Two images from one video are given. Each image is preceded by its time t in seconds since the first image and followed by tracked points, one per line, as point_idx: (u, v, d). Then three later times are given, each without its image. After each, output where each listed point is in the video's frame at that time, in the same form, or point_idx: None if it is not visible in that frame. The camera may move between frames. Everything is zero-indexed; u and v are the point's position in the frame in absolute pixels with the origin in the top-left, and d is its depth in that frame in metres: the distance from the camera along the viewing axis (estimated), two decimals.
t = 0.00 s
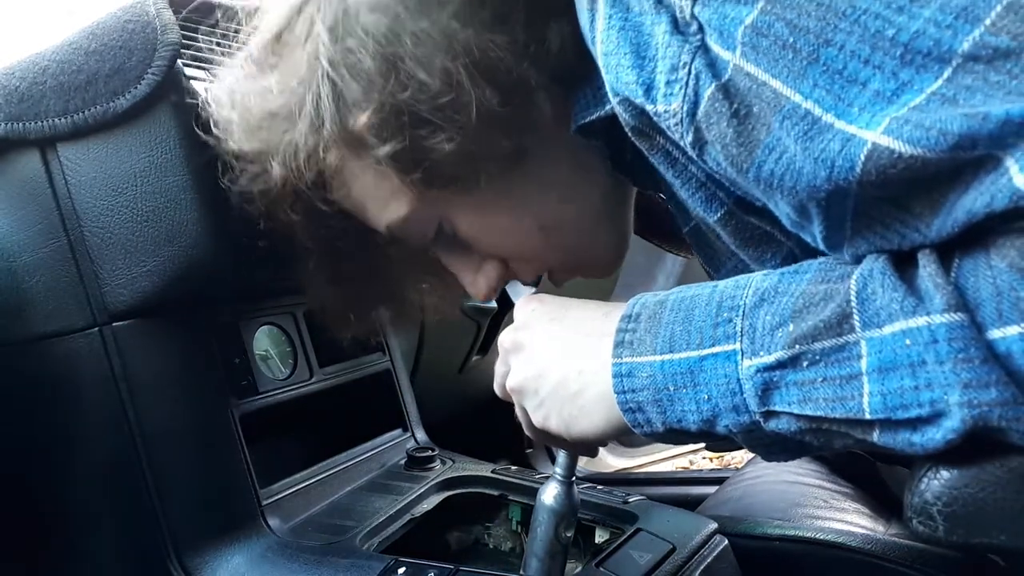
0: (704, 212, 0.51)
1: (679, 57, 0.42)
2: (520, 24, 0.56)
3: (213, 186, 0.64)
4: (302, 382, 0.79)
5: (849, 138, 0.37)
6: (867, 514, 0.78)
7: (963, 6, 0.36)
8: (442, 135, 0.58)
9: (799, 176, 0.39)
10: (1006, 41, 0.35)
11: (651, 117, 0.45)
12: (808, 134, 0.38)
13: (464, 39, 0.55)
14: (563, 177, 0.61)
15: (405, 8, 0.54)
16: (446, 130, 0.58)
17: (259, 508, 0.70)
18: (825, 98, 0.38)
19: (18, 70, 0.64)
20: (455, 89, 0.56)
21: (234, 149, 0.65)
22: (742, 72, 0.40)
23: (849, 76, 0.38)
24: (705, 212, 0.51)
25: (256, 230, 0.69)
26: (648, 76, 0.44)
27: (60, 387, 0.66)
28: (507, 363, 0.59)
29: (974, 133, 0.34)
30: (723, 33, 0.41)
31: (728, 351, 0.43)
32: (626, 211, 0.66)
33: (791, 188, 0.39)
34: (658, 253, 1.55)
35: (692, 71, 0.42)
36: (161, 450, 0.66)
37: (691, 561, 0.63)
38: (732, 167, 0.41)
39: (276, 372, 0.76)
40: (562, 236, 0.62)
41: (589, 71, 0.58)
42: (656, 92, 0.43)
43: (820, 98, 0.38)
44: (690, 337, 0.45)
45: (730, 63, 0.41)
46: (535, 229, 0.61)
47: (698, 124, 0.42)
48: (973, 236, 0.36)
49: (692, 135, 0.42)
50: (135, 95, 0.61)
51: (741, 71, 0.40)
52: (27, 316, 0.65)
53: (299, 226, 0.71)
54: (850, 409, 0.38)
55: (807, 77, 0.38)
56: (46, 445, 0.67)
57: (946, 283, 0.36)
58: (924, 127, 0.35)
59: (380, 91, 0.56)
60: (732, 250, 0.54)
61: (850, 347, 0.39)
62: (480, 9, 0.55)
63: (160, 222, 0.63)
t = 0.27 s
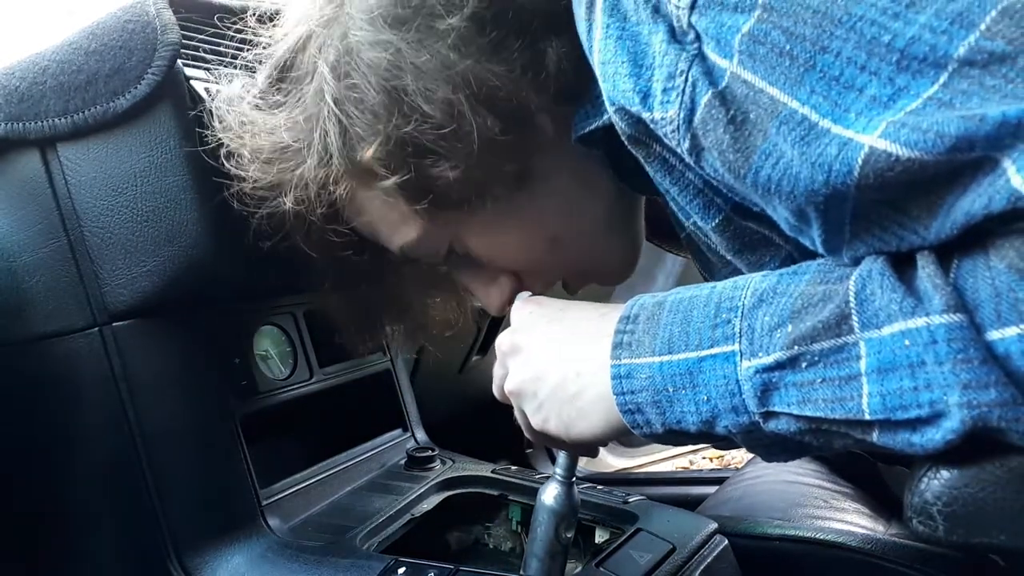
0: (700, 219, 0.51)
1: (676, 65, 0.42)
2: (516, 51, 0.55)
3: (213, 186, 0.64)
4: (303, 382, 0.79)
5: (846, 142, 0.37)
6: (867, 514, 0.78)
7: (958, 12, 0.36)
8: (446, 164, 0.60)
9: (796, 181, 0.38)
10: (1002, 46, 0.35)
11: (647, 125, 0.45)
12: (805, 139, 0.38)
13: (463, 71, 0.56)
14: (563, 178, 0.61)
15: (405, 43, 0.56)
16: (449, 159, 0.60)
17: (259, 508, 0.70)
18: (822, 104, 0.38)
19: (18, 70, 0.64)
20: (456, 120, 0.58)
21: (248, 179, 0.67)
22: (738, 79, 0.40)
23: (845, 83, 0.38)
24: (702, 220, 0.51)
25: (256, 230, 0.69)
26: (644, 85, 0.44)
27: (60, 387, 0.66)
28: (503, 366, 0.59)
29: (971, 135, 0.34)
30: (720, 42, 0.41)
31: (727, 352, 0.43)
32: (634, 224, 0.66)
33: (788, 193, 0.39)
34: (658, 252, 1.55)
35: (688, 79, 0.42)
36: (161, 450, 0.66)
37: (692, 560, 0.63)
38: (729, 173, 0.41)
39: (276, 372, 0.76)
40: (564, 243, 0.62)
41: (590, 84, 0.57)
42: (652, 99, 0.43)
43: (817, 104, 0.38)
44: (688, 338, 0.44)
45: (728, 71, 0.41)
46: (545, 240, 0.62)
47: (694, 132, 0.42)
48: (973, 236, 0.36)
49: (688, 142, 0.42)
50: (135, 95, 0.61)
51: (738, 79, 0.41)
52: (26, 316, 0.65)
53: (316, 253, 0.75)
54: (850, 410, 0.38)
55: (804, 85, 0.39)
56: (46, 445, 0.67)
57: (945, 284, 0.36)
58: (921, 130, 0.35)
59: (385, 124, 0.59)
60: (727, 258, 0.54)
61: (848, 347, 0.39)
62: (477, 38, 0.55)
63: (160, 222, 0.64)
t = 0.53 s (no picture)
0: (700, 221, 0.51)
1: (674, 67, 0.42)
2: (510, 46, 0.57)
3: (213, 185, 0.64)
4: (302, 382, 0.79)
5: (847, 142, 0.37)
6: (867, 514, 0.78)
7: (958, 12, 0.36)
8: (435, 156, 0.59)
9: (796, 182, 0.38)
10: (1003, 46, 0.35)
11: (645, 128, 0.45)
12: (805, 140, 0.38)
13: (455, 63, 0.56)
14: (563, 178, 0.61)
15: (398, 34, 0.56)
16: (438, 151, 0.59)
17: (259, 508, 0.70)
18: (822, 106, 0.38)
19: (18, 70, 0.64)
20: (447, 112, 0.57)
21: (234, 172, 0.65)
22: (736, 81, 0.41)
23: (846, 85, 0.38)
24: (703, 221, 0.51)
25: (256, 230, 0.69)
26: (642, 87, 0.44)
27: (60, 388, 0.66)
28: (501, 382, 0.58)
29: (974, 130, 0.34)
30: (718, 44, 0.41)
31: (721, 343, 0.43)
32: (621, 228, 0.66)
33: (789, 195, 0.39)
34: (657, 253, 1.55)
35: (686, 82, 0.42)
36: (161, 449, 0.66)
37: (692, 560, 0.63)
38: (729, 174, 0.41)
39: (276, 372, 0.76)
40: (560, 243, 0.62)
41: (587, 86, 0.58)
42: (650, 102, 0.43)
43: (818, 106, 0.38)
44: (682, 329, 0.44)
45: (726, 74, 0.41)
46: (530, 241, 0.61)
47: (692, 134, 0.42)
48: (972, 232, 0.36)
49: (687, 145, 0.42)
50: (135, 95, 0.61)
51: (736, 82, 0.41)
52: (26, 316, 0.65)
53: (303, 246, 0.73)
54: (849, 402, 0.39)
55: (804, 87, 0.39)
56: (47, 445, 0.67)
57: (943, 277, 0.36)
58: (924, 126, 0.35)
59: (372, 113, 0.59)
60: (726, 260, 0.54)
61: (845, 338, 0.39)
62: (470, 31, 0.56)
63: (160, 222, 0.64)
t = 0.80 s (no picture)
0: (702, 219, 0.51)
1: (672, 66, 0.43)
2: (503, 46, 0.57)
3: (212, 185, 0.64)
4: (302, 382, 0.79)
5: (847, 133, 0.37)
6: (867, 514, 0.78)
7: (959, 7, 0.36)
8: (425, 154, 0.59)
9: (795, 176, 0.38)
10: (1004, 40, 0.34)
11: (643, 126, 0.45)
12: (805, 133, 0.38)
13: (448, 62, 0.56)
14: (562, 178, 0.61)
15: (392, 31, 0.56)
16: (429, 150, 0.59)
17: (259, 508, 0.70)
18: (822, 102, 0.38)
19: (18, 70, 0.64)
20: (438, 111, 0.57)
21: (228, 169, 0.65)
22: (735, 79, 0.41)
23: (846, 81, 0.38)
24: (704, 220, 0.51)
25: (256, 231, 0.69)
26: (640, 85, 0.44)
27: (61, 388, 0.66)
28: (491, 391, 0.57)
29: (977, 115, 0.34)
30: (716, 43, 0.41)
31: (712, 326, 0.42)
32: (613, 228, 0.67)
33: (788, 188, 0.39)
34: (657, 253, 1.55)
35: (685, 79, 0.42)
36: (161, 450, 0.66)
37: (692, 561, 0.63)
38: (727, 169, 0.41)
39: (276, 372, 0.77)
40: (558, 243, 0.62)
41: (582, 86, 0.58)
42: (648, 100, 0.43)
43: (818, 102, 0.38)
44: (672, 313, 0.44)
45: (725, 72, 0.41)
46: (522, 238, 0.61)
47: (690, 131, 0.42)
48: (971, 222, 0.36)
49: (685, 141, 0.42)
50: (135, 95, 0.61)
51: (735, 79, 0.41)
52: (26, 316, 0.65)
53: (294, 240, 0.73)
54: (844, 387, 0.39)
55: (804, 84, 0.39)
56: (47, 446, 0.67)
57: (939, 265, 0.36)
58: (925, 113, 0.35)
59: (365, 112, 0.58)
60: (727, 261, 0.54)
61: (841, 323, 0.39)
62: (464, 31, 0.56)
63: (160, 222, 0.64)
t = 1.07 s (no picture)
0: (700, 224, 0.51)
1: (680, 61, 0.42)
2: (501, 49, 0.57)
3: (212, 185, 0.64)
4: (302, 382, 0.79)
5: (856, 120, 0.37)
6: (867, 514, 0.78)
7: (968, 1, 0.36)
8: (424, 156, 0.59)
9: (803, 165, 0.38)
10: (1015, 33, 0.35)
11: (645, 129, 0.45)
12: (814, 123, 0.38)
13: (446, 65, 0.56)
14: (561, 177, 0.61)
15: (391, 33, 0.56)
16: (427, 152, 0.59)
17: (259, 508, 0.70)
18: (830, 96, 0.38)
19: (18, 70, 0.64)
20: (436, 112, 0.57)
21: (228, 170, 0.65)
22: (743, 74, 0.40)
23: (856, 75, 0.38)
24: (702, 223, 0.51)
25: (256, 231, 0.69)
26: (646, 81, 0.44)
27: (61, 388, 0.66)
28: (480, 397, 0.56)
29: (990, 97, 0.34)
30: (725, 39, 0.41)
31: (711, 317, 0.42)
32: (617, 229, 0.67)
33: (796, 179, 0.39)
34: (657, 253, 1.55)
35: (691, 74, 0.42)
36: (161, 450, 0.66)
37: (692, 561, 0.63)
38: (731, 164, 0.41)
39: (276, 372, 0.77)
40: (558, 243, 0.62)
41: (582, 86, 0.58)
42: (654, 95, 0.43)
43: (826, 95, 0.38)
44: (668, 304, 0.44)
45: (732, 68, 0.41)
46: (522, 238, 0.62)
47: (696, 125, 0.41)
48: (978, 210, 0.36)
49: (690, 136, 0.42)
50: (135, 95, 0.61)
51: (743, 74, 0.40)
52: (26, 316, 0.65)
53: (295, 240, 0.72)
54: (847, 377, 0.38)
55: (813, 79, 0.39)
56: (47, 446, 0.67)
57: (944, 254, 0.36)
58: (937, 98, 0.35)
59: (364, 113, 0.58)
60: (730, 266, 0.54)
61: (843, 313, 0.38)
62: (462, 33, 0.56)
63: (160, 222, 0.64)
